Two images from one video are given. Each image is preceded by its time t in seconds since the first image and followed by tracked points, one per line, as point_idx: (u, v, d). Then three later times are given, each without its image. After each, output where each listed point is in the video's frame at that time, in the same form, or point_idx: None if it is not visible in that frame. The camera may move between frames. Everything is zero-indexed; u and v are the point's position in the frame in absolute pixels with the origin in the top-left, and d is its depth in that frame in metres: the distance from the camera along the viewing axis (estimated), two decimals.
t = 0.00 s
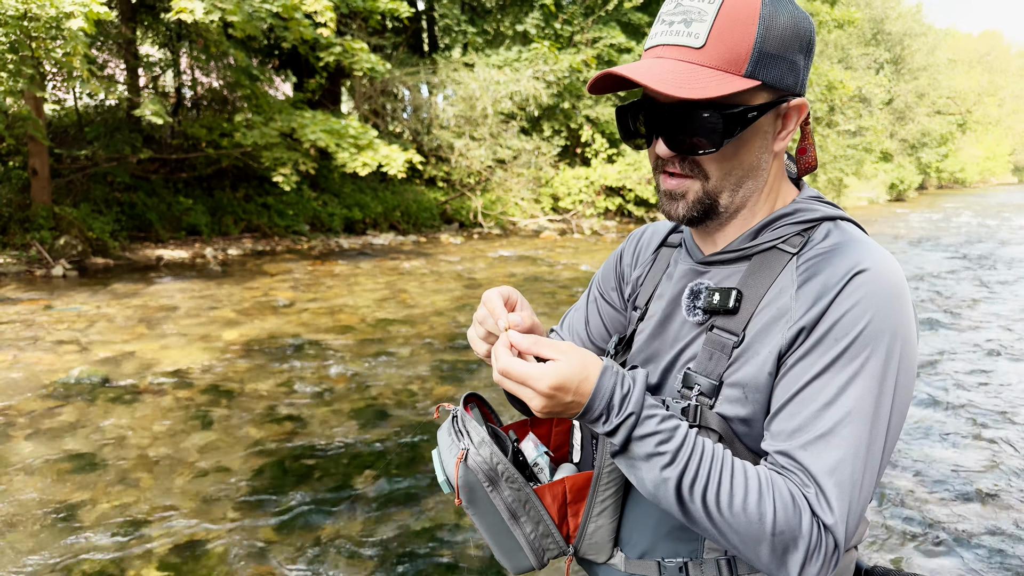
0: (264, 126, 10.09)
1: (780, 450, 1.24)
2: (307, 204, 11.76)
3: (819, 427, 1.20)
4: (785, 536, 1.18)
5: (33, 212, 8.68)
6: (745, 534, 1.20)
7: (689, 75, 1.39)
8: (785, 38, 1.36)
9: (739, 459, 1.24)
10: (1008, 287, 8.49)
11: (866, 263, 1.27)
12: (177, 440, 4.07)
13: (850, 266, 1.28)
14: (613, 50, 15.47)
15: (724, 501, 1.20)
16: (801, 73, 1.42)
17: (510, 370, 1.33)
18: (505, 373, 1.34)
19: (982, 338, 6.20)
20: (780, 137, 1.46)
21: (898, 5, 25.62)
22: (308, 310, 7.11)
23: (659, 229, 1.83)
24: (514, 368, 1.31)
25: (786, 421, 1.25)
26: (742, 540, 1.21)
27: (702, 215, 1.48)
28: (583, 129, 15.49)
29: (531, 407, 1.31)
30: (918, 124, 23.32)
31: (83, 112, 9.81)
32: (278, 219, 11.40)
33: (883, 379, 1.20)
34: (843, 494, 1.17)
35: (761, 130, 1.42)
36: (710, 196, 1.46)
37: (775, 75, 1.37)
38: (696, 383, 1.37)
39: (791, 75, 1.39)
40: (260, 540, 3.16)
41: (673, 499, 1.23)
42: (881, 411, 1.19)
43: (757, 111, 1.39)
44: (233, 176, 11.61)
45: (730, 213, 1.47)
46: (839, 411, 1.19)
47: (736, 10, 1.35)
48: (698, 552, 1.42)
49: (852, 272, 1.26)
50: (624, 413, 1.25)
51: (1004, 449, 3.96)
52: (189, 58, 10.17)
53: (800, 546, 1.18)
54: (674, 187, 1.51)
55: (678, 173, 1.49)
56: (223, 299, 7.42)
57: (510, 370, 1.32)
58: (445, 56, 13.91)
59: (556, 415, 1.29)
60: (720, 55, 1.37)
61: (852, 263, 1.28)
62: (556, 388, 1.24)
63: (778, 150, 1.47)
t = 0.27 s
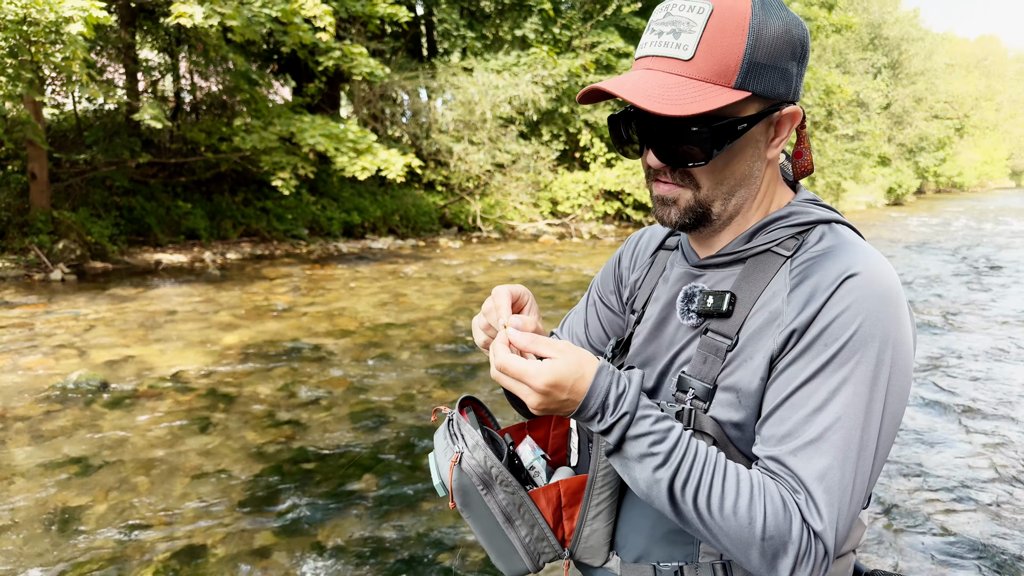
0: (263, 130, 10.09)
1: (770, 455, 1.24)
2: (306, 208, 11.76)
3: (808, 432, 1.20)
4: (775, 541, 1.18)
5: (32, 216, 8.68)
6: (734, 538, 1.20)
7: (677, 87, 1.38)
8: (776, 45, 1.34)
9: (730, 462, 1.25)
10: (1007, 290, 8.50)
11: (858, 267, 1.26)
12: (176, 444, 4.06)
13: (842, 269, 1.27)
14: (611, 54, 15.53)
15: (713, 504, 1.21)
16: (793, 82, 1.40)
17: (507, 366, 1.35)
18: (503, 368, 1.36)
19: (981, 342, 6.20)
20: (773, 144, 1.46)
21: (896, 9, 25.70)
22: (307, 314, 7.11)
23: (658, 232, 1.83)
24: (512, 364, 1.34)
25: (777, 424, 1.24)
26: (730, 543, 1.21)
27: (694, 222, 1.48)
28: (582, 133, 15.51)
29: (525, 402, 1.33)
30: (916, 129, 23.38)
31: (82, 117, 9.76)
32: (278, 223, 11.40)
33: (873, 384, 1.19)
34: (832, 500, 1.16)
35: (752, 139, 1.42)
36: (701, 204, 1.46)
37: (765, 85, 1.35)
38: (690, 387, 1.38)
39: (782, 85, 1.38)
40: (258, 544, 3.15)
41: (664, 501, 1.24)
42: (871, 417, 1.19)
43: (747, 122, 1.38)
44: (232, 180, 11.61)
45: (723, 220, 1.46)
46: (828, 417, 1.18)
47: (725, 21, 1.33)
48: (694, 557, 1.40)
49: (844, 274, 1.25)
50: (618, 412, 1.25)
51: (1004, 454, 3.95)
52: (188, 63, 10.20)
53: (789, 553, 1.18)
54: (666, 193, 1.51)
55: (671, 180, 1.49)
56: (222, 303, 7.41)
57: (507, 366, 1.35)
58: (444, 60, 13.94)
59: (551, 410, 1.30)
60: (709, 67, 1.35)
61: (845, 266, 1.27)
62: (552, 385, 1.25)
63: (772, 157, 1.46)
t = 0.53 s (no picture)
0: (264, 133, 10.10)
1: (772, 461, 1.24)
2: (307, 211, 11.77)
3: (809, 437, 1.20)
4: (778, 548, 1.18)
5: (32, 219, 8.68)
6: (736, 545, 1.20)
7: (673, 109, 1.37)
8: (772, 58, 1.33)
9: (732, 467, 1.25)
10: (1007, 293, 8.50)
11: (859, 270, 1.25)
12: (176, 447, 4.06)
13: (842, 272, 1.27)
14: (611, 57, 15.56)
15: (715, 510, 1.21)
16: (791, 91, 1.39)
17: (509, 368, 1.37)
18: (506, 370, 1.38)
19: (982, 345, 6.20)
20: (774, 152, 1.46)
21: (895, 13, 25.76)
22: (307, 316, 7.12)
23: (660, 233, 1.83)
24: (513, 367, 1.36)
25: (777, 429, 1.24)
26: (733, 550, 1.21)
27: (695, 231, 1.48)
28: (582, 136, 15.53)
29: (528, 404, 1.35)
30: (916, 132, 23.42)
31: (82, 120, 9.74)
32: (278, 226, 11.41)
33: (875, 389, 1.18)
34: (834, 507, 1.16)
35: (751, 150, 1.41)
36: (702, 214, 1.46)
37: (762, 100, 1.34)
38: (691, 390, 1.39)
39: (780, 96, 1.36)
40: (259, 547, 3.14)
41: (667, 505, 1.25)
42: (874, 422, 1.18)
43: (745, 136, 1.37)
44: (233, 183, 11.62)
45: (724, 229, 1.46)
46: (829, 422, 1.18)
47: (718, 36, 1.32)
48: (694, 561, 1.40)
49: (844, 278, 1.25)
50: (620, 416, 1.26)
51: (1006, 457, 3.94)
52: (189, 66, 10.23)
53: (793, 559, 1.18)
54: (665, 206, 1.50)
55: (669, 194, 1.48)
56: (223, 306, 7.42)
57: (509, 368, 1.37)
58: (444, 64, 13.97)
59: (552, 414, 1.31)
60: (705, 84, 1.34)
61: (846, 269, 1.27)
62: (552, 388, 1.26)
63: (772, 165, 1.46)
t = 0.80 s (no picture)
0: (265, 135, 10.11)
1: (781, 467, 1.24)
2: (308, 213, 11.78)
3: (818, 443, 1.20)
4: (785, 556, 1.18)
5: (34, 220, 8.70)
6: (743, 551, 1.21)
7: (679, 113, 1.38)
8: (779, 61, 1.33)
9: (740, 474, 1.25)
10: (1009, 295, 8.50)
11: (868, 275, 1.26)
12: (177, 448, 4.07)
13: (851, 277, 1.27)
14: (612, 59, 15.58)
15: (722, 517, 1.22)
16: (799, 92, 1.39)
17: (513, 373, 1.39)
18: (510, 374, 1.40)
19: (983, 347, 6.20)
20: (782, 154, 1.46)
21: (895, 15, 25.79)
22: (309, 318, 7.13)
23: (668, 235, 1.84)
24: (517, 371, 1.38)
25: (785, 435, 1.25)
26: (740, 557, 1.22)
27: (702, 236, 1.49)
28: (583, 138, 15.55)
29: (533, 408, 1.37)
30: (917, 134, 23.44)
31: (84, 122, 9.77)
32: (279, 228, 11.42)
33: (884, 395, 1.19)
34: (842, 514, 1.17)
35: (759, 153, 1.42)
36: (708, 219, 1.47)
37: (770, 102, 1.35)
38: (698, 394, 1.39)
39: (789, 98, 1.37)
40: (261, 549, 3.15)
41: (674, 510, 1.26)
42: (883, 428, 1.19)
43: (752, 139, 1.38)
44: (234, 185, 11.64)
45: (731, 232, 1.47)
46: (837, 429, 1.18)
47: (725, 38, 1.33)
48: (700, 566, 1.42)
49: (852, 283, 1.26)
50: (626, 421, 1.26)
51: (1009, 459, 3.94)
52: (190, 67, 10.25)
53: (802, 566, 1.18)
54: (672, 211, 1.51)
55: (675, 199, 1.49)
56: (224, 307, 7.43)
57: (513, 372, 1.39)
58: (445, 66, 14.00)
59: (557, 417, 1.32)
60: (711, 88, 1.35)
61: (855, 274, 1.27)
62: (555, 393, 1.27)
63: (780, 167, 1.47)
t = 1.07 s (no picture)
0: (266, 134, 10.11)
1: (787, 469, 1.24)
2: (309, 212, 11.78)
3: (824, 445, 1.20)
4: (792, 559, 1.18)
5: (35, 219, 8.70)
6: (749, 554, 1.21)
7: (678, 111, 1.38)
8: (779, 57, 1.32)
9: (745, 475, 1.25)
10: (1010, 294, 8.49)
11: (875, 274, 1.25)
12: (178, 447, 4.07)
13: (857, 276, 1.27)
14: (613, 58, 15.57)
15: (728, 521, 1.22)
16: (801, 89, 1.39)
17: (514, 371, 1.40)
18: (510, 372, 1.41)
19: (985, 346, 6.19)
20: (784, 152, 1.45)
21: (896, 14, 25.78)
22: (310, 317, 7.13)
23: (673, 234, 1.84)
24: (517, 370, 1.38)
25: (792, 436, 1.25)
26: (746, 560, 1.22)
27: (703, 236, 1.49)
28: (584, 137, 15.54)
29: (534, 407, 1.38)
30: (918, 132, 23.42)
31: (85, 121, 9.85)
32: (280, 227, 11.42)
33: (890, 396, 1.18)
34: (848, 517, 1.16)
35: (760, 151, 1.41)
36: (710, 219, 1.47)
37: (770, 99, 1.34)
38: (702, 394, 1.39)
39: (790, 94, 1.36)
40: (261, 548, 3.15)
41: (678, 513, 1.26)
42: (889, 429, 1.18)
43: (752, 138, 1.38)
44: (235, 184, 11.64)
45: (733, 232, 1.47)
46: (843, 430, 1.18)
47: (724, 35, 1.32)
48: (704, 568, 1.42)
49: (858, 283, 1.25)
50: (630, 423, 1.26)
51: (1012, 458, 3.94)
52: (191, 67, 10.26)
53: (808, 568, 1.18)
54: (673, 210, 1.51)
55: (677, 198, 1.49)
56: (225, 306, 7.44)
57: (513, 371, 1.40)
58: (446, 64, 13.99)
59: (558, 416, 1.33)
60: (710, 85, 1.35)
61: (861, 274, 1.26)
62: (555, 394, 1.28)
63: (782, 166, 1.46)
